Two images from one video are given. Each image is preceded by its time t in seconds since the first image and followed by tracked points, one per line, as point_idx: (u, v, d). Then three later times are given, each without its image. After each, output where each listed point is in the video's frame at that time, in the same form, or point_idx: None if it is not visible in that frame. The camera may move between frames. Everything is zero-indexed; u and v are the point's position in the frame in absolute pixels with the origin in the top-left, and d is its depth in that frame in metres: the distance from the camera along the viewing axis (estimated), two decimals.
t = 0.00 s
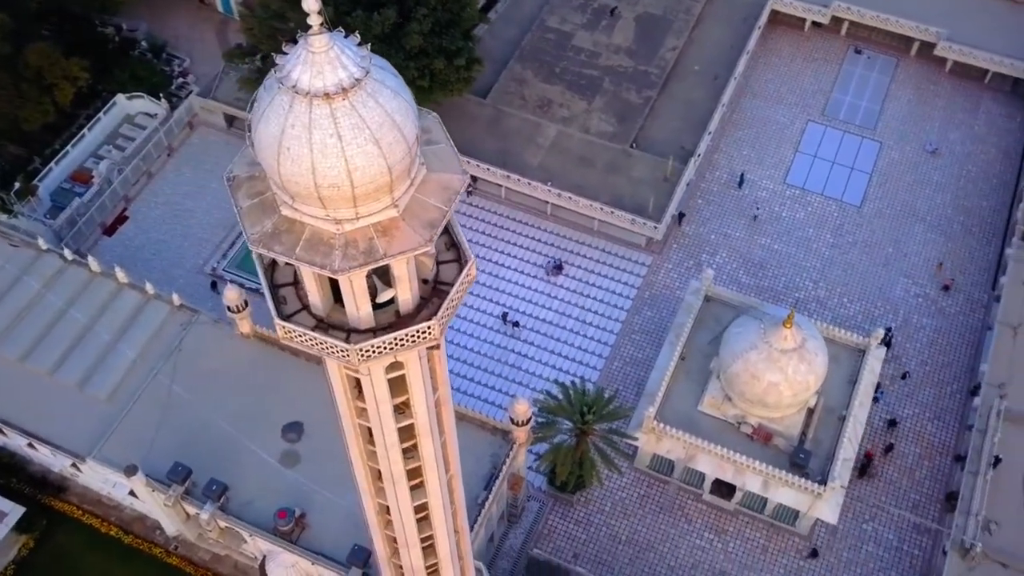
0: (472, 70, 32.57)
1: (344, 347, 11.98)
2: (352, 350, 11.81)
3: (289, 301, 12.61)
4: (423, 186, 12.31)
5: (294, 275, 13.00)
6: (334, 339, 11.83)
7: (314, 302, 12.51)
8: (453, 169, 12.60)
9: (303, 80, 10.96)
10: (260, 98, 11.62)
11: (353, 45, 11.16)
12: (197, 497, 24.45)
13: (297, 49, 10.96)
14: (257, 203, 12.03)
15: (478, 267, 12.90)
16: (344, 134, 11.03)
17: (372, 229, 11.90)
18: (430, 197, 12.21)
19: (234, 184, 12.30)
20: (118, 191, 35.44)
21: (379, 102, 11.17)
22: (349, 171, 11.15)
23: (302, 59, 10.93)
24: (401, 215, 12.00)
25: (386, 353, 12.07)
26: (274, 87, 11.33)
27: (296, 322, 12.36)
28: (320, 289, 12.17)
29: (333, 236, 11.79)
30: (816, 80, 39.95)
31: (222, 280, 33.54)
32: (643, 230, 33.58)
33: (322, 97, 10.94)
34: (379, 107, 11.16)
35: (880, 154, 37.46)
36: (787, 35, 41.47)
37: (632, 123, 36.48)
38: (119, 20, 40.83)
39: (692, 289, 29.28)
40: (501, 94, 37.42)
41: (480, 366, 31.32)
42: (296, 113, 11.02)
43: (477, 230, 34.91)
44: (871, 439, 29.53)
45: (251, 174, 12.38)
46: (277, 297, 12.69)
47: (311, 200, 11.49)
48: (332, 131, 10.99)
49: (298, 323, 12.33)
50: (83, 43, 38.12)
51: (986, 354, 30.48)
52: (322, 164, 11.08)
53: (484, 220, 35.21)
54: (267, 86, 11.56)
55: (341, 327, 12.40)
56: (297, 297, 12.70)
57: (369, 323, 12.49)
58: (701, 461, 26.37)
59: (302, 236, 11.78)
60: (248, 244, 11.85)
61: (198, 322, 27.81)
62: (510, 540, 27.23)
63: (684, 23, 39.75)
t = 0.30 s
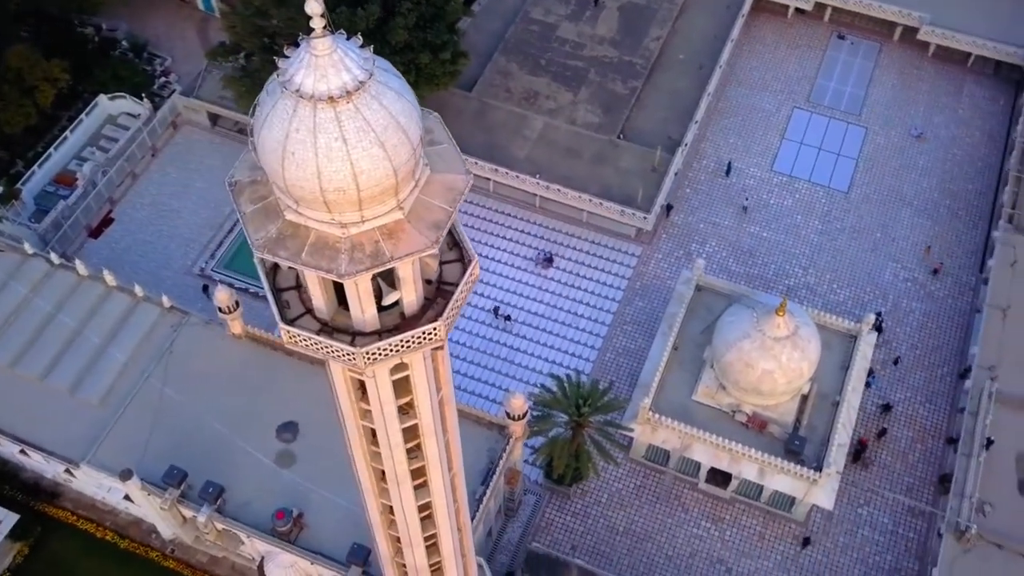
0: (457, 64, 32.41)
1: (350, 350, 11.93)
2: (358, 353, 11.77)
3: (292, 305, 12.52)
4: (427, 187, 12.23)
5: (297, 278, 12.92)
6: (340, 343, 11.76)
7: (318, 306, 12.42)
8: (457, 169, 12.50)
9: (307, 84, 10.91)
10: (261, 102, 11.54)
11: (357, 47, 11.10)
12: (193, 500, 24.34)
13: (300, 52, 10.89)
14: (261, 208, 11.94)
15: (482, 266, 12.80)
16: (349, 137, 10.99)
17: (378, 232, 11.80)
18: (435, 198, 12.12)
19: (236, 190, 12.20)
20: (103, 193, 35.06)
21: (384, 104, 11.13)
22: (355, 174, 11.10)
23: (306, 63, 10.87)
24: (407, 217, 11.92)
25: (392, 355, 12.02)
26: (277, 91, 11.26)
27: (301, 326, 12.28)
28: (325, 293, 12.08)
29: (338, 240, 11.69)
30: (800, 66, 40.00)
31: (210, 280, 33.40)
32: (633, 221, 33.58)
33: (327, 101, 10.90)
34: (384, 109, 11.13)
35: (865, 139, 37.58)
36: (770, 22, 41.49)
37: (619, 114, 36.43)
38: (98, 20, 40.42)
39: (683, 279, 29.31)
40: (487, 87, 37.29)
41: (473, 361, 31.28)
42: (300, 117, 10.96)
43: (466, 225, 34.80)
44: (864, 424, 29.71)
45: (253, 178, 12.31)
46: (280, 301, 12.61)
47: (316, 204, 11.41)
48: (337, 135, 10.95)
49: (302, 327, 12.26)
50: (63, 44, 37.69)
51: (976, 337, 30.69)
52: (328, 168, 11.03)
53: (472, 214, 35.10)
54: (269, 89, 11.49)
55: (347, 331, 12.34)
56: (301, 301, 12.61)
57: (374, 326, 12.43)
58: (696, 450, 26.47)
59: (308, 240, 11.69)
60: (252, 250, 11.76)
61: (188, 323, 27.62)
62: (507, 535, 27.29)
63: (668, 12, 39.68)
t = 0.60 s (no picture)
0: (444, 58, 32.25)
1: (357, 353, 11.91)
2: (365, 356, 11.75)
3: (297, 309, 12.45)
4: (432, 188, 12.16)
5: (299, 282, 12.83)
6: (347, 347, 11.74)
7: (323, 309, 12.35)
8: (462, 169, 12.45)
9: (311, 87, 10.85)
10: (265, 107, 11.46)
11: (360, 50, 11.05)
12: (190, 503, 24.21)
13: (304, 56, 10.83)
14: (264, 212, 11.83)
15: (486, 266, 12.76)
16: (355, 141, 10.91)
17: (385, 234, 11.73)
18: (440, 199, 12.06)
19: (239, 195, 12.04)
20: (88, 195, 34.68)
21: (389, 107, 11.07)
22: (361, 178, 11.02)
23: (310, 66, 10.81)
24: (412, 219, 11.85)
25: (399, 357, 11.99)
26: (280, 96, 11.19)
27: (306, 330, 12.21)
28: (330, 296, 12.01)
29: (344, 244, 11.63)
30: (785, 54, 40.06)
31: (199, 281, 33.22)
32: (622, 212, 33.59)
33: (332, 105, 10.83)
34: (389, 111, 11.06)
35: (851, 125, 37.70)
36: (754, 10, 41.51)
37: (606, 105, 36.37)
38: (78, 20, 40.00)
39: (674, 269, 29.30)
40: (472, 80, 37.17)
41: (467, 356, 31.22)
42: (305, 122, 10.88)
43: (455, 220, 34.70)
44: (857, 409, 29.87)
45: (256, 183, 12.12)
46: (284, 305, 12.53)
47: (322, 209, 11.32)
48: (343, 138, 10.86)
49: (308, 332, 12.20)
50: (43, 45, 37.34)
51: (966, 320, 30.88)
52: (334, 172, 10.94)
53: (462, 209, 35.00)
54: (272, 94, 11.40)
55: (353, 334, 12.31)
56: (305, 304, 12.54)
57: (380, 328, 12.38)
58: (692, 440, 26.52)
59: (314, 245, 11.60)
60: (257, 255, 11.65)
61: (179, 325, 27.44)
62: (505, 529, 27.29)
63: (652, 1, 39.61)
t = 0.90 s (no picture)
0: (430, 53, 32.10)
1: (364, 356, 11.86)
2: (372, 359, 11.71)
3: (301, 312, 12.38)
4: (437, 189, 12.10)
5: (303, 285, 12.76)
6: (354, 350, 11.68)
7: (329, 312, 12.29)
8: (466, 169, 12.39)
9: (317, 91, 10.75)
10: (268, 110, 11.36)
11: (365, 52, 10.95)
12: (188, 506, 24.09)
13: (309, 60, 10.73)
14: (271, 218, 11.75)
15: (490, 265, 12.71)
16: (362, 144, 10.84)
17: (392, 237, 11.68)
18: (446, 200, 12.00)
19: (243, 201, 11.99)
20: (74, 198, 34.38)
21: (395, 109, 10.98)
22: (369, 181, 10.96)
23: (315, 70, 10.71)
24: (419, 221, 11.80)
25: (405, 358, 11.96)
26: (285, 99, 11.08)
27: (312, 333, 12.16)
28: (336, 300, 11.96)
29: (352, 248, 11.57)
30: (770, 41, 40.09)
31: (189, 281, 33.04)
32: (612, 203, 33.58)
33: (338, 108, 10.74)
34: (396, 113, 10.99)
35: (838, 111, 37.79)
36: None
37: (593, 96, 36.31)
38: (58, 20, 39.55)
39: (666, 259, 29.31)
40: (458, 74, 37.03)
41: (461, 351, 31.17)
42: (311, 126, 10.79)
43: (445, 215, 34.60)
44: (851, 395, 30.03)
45: (260, 189, 12.07)
46: (289, 309, 12.46)
47: (329, 213, 11.25)
48: (350, 142, 10.79)
49: (313, 335, 12.13)
50: (23, 47, 36.93)
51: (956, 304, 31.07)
52: (342, 176, 10.89)
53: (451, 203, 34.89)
54: (276, 98, 11.30)
55: (358, 336, 12.27)
56: (309, 308, 12.47)
57: (386, 330, 12.33)
58: (688, 429, 26.61)
59: (321, 249, 11.54)
60: (263, 261, 11.58)
61: (171, 327, 27.28)
62: (504, 523, 27.28)
63: None
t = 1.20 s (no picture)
0: (416, 48, 31.93)
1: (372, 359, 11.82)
2: (381, 362, 11.68)
3: (307, 316, 12.30)
4: (443, 190, 12.05)
5: (307, 289, 12.68)
6: (362, 353, 11.63)
7: (334, 316, 12.24)
8: (471, 169, 12.35)
9: (323, 95, 10.68)
10: (272, 116, 11.25)
11: (370, 55, 10.88)
12: (185, 509, 23.95)
13: (315, 64, 10.66)
14: (276, 223, 11.63)
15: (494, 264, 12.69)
16: (370, 148, 10.77)
17: (399, 240, 11.63)
18: (452, 201, 11.95)
19: (246, 206, 11.81)
20: (60, 201, 34.08)
21: (402, 112, 10.92)
22: (377, 185, 10.89)
23: (321, 74, 10.64)
24: (426, 223, 11.75)
25: (414, 360, 11.93)
26: (290, 104, 10.98)
27: (319, 338, 12.09)
28: (343, 303, 11.91)
29: (359, 252, 11.52)
30: (755, 29, 40.13)
31: (178, 283, 32.85)
32: (602, 195, 33.56)
33: (345, 112, 10.67)
34: (402, 116, 10.92)
35: (824, 98, 37.88)
36: None
37: (580, 88, 36.24)
38: (38, 21, 39.15)
39: (657, 250, 29.30)
40: (444, 68, 36.88)
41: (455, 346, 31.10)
42: (318, 130, 10.70)
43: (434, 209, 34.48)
44: (844, 380, 30.18)
45: (264, 193, 11.91)
46: (294, 313, 12.38)
47: (336, 217, 11.18)
48: (357, 146, 10.71)
49: (320, 339, 12.06)
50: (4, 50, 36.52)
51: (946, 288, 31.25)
52: (350, 180, 10.79)
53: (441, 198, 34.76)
54: (280, 102, 11.21)
55: (365, 339, 12.22)
56: (315, 312, 12.39)
57: (393, 332, 12.29)
58: (684, 419, 26.67)
59: (328, 254, 11.48)
60: (270, 267, 11.50)
61: (163, 329, 27.12)
62: (502, 517, 27.28)
63: None
